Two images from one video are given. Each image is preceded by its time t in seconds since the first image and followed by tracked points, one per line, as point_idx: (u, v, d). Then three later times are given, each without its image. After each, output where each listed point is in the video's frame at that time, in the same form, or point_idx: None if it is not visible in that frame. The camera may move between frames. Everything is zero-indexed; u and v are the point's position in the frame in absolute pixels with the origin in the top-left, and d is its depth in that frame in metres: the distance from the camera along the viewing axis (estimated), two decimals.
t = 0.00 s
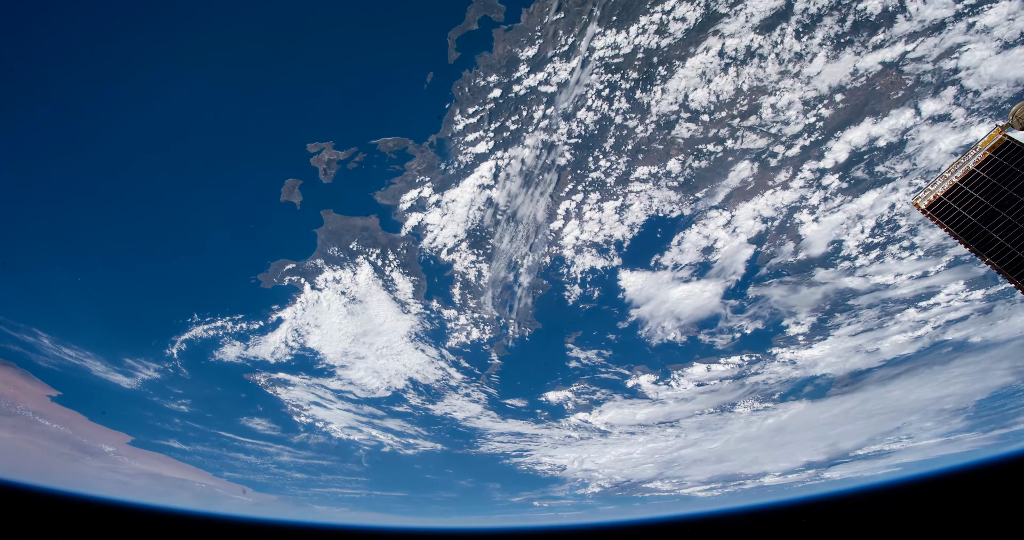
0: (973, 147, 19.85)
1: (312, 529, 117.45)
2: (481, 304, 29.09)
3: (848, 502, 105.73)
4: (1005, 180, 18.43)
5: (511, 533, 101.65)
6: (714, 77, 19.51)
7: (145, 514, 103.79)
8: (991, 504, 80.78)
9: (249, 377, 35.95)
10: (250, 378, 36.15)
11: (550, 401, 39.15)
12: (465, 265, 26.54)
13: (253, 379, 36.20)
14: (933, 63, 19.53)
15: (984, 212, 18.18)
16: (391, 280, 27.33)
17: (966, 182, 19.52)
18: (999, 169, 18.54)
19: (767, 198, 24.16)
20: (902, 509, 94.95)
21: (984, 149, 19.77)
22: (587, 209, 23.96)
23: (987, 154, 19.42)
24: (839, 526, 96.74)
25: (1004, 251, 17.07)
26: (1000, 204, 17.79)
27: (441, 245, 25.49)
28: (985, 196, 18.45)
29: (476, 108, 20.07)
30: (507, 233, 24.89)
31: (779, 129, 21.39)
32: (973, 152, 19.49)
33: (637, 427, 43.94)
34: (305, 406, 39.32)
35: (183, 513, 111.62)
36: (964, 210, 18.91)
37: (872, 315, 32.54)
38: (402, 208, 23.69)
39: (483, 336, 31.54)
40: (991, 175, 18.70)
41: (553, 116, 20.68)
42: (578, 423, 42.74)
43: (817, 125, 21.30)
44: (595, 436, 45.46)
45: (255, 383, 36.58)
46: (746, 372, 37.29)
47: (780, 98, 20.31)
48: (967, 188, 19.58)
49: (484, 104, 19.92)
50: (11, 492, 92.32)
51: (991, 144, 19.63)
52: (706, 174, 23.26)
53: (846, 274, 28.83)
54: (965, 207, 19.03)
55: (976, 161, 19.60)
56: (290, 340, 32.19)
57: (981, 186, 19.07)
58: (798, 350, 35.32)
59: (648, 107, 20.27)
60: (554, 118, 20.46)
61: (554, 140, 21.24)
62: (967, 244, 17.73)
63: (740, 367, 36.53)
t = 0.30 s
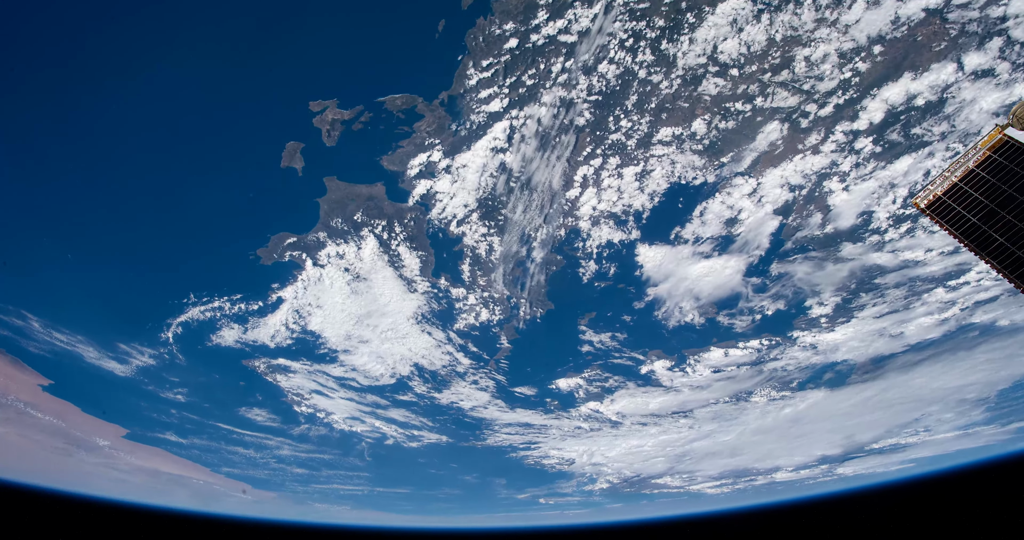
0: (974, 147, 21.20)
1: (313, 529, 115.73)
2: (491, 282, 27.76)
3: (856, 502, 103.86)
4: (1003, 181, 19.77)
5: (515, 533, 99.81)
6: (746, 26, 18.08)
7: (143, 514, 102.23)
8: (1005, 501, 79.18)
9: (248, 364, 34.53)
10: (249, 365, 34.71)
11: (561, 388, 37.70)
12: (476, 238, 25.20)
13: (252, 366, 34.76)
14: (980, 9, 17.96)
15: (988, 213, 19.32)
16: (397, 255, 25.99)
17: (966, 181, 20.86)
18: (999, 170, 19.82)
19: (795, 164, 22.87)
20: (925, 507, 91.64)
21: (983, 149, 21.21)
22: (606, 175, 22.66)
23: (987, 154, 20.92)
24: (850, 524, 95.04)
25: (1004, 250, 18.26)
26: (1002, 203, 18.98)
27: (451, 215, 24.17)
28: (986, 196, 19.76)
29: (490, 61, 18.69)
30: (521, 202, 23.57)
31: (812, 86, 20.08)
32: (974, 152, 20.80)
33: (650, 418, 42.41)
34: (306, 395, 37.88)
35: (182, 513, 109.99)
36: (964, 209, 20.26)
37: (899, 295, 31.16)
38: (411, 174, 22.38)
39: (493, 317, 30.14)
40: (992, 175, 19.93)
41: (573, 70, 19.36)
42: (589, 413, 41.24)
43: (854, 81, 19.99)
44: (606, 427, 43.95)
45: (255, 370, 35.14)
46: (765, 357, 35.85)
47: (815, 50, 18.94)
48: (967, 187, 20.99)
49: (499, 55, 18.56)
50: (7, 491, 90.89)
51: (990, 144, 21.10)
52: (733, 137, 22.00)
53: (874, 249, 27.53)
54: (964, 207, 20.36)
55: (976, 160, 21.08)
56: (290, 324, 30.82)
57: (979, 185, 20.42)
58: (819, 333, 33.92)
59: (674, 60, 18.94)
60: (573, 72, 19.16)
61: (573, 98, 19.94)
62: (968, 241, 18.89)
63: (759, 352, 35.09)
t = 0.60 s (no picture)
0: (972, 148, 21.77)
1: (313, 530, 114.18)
2: (501, 262, 26.66)
3: (863, 502, 102.44)
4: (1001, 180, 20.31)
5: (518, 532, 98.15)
6: None
7: (141, 514, 100.71)
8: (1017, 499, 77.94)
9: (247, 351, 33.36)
10: (248, 352, 33.49)
11: (570, 378, 36.47)
12: (485, 213, 24.08)
13: (251, 354, 33.56)
14: None
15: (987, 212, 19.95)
16: (402, 232, 24.91)
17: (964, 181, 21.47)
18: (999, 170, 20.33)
19: (822, 131, 21.84)
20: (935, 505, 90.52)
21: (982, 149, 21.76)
22: (623, 143, 21.55)
23: (988, 153, 21.40)
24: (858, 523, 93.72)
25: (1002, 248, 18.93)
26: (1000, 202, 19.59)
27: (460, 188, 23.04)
28: (985, 196, 20.28)
29: (503, 16, 17.47)
30: (533, 173, 22.49)
31: (843, 45, 18.90)
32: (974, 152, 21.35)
33: (661, 408, 41.23)
34: (307, 385, 36.65)
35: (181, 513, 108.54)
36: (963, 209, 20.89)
37: (923, 278, 30.00)
38: (418, 142, 21.31)
39: (502, 300, 28.98)
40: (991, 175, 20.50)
41: (591, 27, 18.18)
42: (598, 404, 40.01)
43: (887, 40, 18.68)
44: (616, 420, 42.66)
45: (254, 358, 33.91)
46: (782, 344, 34.66)
47: (849, 4, 17.65)
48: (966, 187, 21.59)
49: (512, 9, 17.32)
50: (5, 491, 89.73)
51: (991, 144, 21.58)
52: (757, 102, 20.96)
53: (899, 226, 26.52)
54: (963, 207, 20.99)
55: (976, 160, 21.61)
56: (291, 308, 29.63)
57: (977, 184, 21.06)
58: (839, 318, 32.74)
59: (699, 15, 17.68)
60: (591, 29, 17.99)
61: (590, 57, 18.83)
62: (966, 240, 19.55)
63: (775, 338, 33.90)
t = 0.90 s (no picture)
0: (974, 148, 25.93)
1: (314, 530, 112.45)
2: (513, 235, 25.32)
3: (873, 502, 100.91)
4: (999, 180, 24.46)
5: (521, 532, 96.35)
6: None
7: (139, 514, 99.02)
8: None
9: (246, 334, 31.91)
10: (247, 336, 32.01)
11: (582, 363, 35.02)
12: (498, 180, 22.75)
13: (250, 338, 32.09)
14: None
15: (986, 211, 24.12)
16: (410, 201, 23.59)
17: (965, 180, 25.74)
18: (997, 172, 24.51)
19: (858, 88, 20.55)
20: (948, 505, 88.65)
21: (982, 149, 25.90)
22: (646, 101, 20.23)
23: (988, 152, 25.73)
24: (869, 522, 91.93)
25: (998, 246, 23.36)
26: (999, 202, 23.81)
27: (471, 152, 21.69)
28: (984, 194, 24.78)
29: None
30: (550, 135, 21.21)
31: None
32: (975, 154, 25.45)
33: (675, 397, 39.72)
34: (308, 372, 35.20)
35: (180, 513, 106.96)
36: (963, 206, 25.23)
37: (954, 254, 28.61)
38: (428, 100, 20.01)
39: (513, 278, 27.65)
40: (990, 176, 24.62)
41: None
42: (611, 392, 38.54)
43: None
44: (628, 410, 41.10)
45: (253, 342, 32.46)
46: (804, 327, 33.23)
47: None
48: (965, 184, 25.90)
49: None
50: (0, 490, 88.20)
51: (991, 142, 25.86)
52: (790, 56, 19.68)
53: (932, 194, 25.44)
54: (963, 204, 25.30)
55: (978, 158, 25.88)
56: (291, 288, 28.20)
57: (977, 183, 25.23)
58: (864, 298, 31.35)
59: None
60: None
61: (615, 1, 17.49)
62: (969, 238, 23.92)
63: (797, 320, 32.50)
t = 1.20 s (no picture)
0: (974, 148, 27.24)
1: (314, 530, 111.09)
2: (525, 209, 24.19)
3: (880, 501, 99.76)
4: (998, 179, 25.81)
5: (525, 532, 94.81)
6: None
7: (137, 515, 97.60)
8: None
9: (244, 320, 30.66)
10: (246, 321, 30.80)
11: (593, 351, 33.78)
12: (510, 149, 21.64)
13: (250, 323, 30.90)
14: None
15: (987, 211, 25.40)
16: (417, 172, 22.46)
17: (965, 180, 27.17)
18: (997, 172, 25.79)
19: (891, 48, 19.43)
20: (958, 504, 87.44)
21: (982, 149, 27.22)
22: (668, 61, 19.11)
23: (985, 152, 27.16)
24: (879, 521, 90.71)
25: (999, 245, 24.68)
26: (998, 202, 25.10)
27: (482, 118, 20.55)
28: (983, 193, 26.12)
29: None
30: (566, 99, 20.10)
31: None
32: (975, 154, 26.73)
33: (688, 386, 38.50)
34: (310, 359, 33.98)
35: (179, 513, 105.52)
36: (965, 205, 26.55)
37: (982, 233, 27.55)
38: (437, 59, 18.88)
39: (523, 257, 26.50)
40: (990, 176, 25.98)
41: None
42: (621, 381, 37.32)
43: None
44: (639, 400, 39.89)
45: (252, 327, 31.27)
46: (822, 311, 32.06)
47: None
48: (965, 184, 27.32)
49: None
50: None
51: (990, 142, 27.26)
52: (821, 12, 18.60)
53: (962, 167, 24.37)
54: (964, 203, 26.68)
55: (975, 159, 27.35)
56: (292, 268, 27.09)
57: (977, 183, 26.57)
58: (886, 280, 30.25)
59: None
60: None
61: None
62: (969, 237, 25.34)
63: (817, 304, 31.34)
